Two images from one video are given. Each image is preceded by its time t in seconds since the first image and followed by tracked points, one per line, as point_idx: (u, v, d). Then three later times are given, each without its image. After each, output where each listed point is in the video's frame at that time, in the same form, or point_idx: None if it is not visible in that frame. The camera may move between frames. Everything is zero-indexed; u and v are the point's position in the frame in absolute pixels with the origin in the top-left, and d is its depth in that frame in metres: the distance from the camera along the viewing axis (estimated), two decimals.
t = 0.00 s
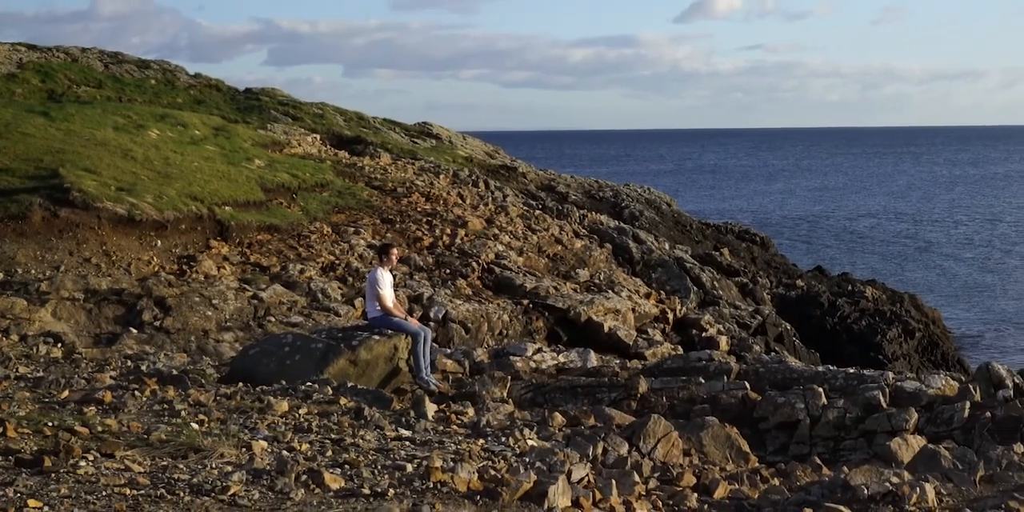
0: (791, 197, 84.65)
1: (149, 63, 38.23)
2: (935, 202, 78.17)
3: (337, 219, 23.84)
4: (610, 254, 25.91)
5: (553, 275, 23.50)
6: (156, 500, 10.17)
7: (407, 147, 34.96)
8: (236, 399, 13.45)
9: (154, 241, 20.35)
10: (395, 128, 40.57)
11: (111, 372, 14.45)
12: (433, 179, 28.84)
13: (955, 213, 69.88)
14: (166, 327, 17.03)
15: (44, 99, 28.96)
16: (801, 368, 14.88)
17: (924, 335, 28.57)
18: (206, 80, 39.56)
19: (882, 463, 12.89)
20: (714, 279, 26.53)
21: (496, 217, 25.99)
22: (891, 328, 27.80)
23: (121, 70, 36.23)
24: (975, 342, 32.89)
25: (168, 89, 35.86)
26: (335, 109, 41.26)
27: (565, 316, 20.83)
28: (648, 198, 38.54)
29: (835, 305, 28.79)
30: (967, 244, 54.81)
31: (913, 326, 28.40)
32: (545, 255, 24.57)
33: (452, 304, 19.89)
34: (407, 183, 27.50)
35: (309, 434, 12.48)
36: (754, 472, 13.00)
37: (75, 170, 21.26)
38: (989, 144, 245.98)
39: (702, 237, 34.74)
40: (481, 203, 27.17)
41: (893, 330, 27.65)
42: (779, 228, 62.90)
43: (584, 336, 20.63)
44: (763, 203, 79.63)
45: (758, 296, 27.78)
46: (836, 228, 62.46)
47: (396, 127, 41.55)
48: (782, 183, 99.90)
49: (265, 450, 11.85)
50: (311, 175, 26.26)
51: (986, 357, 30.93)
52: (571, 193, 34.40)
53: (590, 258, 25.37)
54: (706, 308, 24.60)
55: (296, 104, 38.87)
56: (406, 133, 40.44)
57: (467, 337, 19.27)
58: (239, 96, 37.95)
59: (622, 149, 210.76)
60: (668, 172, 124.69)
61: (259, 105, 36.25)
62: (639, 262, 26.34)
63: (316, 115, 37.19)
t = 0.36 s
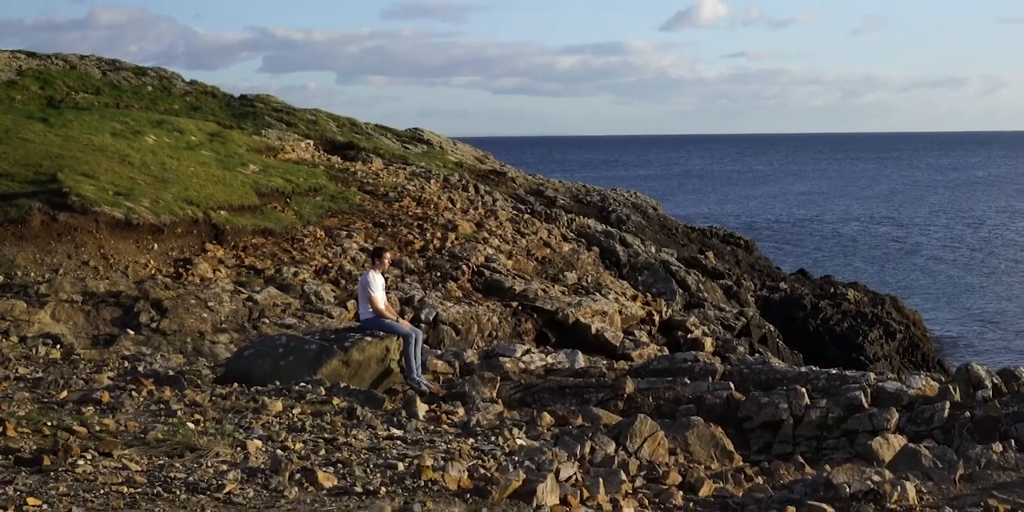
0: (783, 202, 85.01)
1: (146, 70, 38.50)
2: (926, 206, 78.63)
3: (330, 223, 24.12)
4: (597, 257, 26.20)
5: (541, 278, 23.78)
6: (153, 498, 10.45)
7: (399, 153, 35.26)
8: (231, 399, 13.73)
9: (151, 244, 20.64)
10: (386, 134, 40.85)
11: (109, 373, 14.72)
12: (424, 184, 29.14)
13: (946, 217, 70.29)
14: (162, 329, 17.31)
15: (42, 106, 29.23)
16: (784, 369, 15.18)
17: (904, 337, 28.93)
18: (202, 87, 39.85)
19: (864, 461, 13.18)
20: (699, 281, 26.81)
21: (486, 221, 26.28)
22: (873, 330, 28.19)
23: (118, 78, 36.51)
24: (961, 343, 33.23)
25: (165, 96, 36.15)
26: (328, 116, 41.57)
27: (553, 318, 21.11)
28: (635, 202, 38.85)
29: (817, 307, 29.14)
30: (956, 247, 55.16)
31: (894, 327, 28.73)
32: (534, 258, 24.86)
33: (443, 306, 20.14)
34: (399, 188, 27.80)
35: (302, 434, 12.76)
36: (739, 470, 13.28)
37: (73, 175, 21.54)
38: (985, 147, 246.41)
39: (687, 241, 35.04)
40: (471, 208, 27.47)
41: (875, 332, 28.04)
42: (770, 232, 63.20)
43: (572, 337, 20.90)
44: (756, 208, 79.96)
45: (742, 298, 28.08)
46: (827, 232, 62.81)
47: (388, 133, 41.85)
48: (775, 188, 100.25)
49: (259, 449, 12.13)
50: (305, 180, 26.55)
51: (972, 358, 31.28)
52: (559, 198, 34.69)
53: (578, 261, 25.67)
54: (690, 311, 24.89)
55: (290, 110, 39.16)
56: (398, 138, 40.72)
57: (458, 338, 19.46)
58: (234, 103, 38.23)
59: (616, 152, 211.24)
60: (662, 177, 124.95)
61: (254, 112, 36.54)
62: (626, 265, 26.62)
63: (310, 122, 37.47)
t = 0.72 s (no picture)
0: (775, 206, 85.38)
1: (143, 76, 38.79)
2: (917, 211, 79.01)
3: (323, 226, 24.41)
4: (585, 261, 26.50)
5: (530, 280, 24.06)
6: (150, 496, 10.75)
7: (391, 158, 35.55)
8: (226, 399, 14.02)
9: (148, 248, 20.93)
10: (377, 139, 41.15)
11: (106, 373, 15.01)
12: (415, 188, 29.43)
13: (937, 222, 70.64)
14: (159, 330, 17.61)
15: (41, 112, 29.53)
16: (768, 369, 15.49)
17: (886, 338, 29.28)
18: (198, 93, 40.15)
19: (846, 460, 13.48)
20: (685, 284, 27.11)
21: (476, 225, 26.57)
22: (854, 332, 28.53)
23: (116, 84, 36.80)
24: (948, 344, 33.58)
25: (161, 102, 36.44)
26: (322, 122, 41.86)
27: (541, 320, 21.39)
28: (623, 207, 39.16)
29: (800, 309, 29.47)
30: (946, 252, 55.50)
31: (876, 329, 29.09)
32: (523, 261, 25.16)
33: (433, 309, 20.41)
34: (390, 193, 28.10)
35: (296, 433, 13.06)
36: (723, 469, 13.58)
37: (72, 180, 21.84)
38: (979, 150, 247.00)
39: (673, 244, 35.34)
40: (461, 212, 27.78)
41: (856, 333, 28.39)
42: (761, 235, 63.54)
43: (560, 339, 21.19)
44: (748, 212, 80.28)
45: (727, 300, 28.40)
46: (818, 236, 63.14)
47: (380, 138, 42.16)
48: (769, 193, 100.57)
49: (254, 449, 12.43)
50: (298, 185, 26.84)
51: (958, 359, 31.63)
52: (547, 202, 34.99)
53: (566, 264, 25.96)
54: (676, 312, 25.17)
55: (284, 116, 39.45)
56: (389, 144, 41.00)
57: (448, 340, 19.76)
58: (230, 109, 38.53)
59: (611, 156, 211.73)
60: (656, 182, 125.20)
61: (249, 118, 36.85)
62: (613, 268, 26.94)
63: (303, 128, 37.77)
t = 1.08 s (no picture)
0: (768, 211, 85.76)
1: (140, 84, 39.11)
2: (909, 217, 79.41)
3: (316, 230, 24.71)
4: (572, 264, 26.82)
5: (518, 283, 24.38)
6: (146, 494, 11.05)
7: (383, 163, 35.87)
8: (221, 399, 14.33)
9: (145, 251, 21.23)
10: (369, 145, 41.47)
11: (104, 374, 15.32)
12: (406, 193, 29.76)
13: (929, 227, 71.03)
14: (156, 331, 17.91)
15: (40, 118, 29.84)
16: (751, 370, 15.83)
17: (866, 340, 29.55)
18: (193, 100, 40.47)
19: (828, 459, 13.79)
20: (669, 286, 27.43)
21: (465, 229, 26.89)
22: (836, 333, 28.74)
23: (113, 91, 37.10)
24: (934, 345, 33.94)
25: (158, 109, 36.74)
26: (316, 129, 42.20)
27: (529, 322, 21.68)
28: (609, 213, 39.54)
29: (783, 311, 29.76)
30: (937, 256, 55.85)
31: (856, 331, 29.36)
32: (511, 264, 25.48)
33: (424, 311, 20.70)
34: (382, 198, 28.41)
35: (290, 432, 13.37)
36: (708, 467, 13.89)
37: (71, 185, 22.15)
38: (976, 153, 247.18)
39: (658, 247, 35.70)
40: (452, 216, 28.09)
41: (838, 335, 28.60)
42: (752, 240, 63.89)
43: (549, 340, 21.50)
44: (741, 217, 80.61)
45: (711, 302, 28.75)
46: (810, 240, 63.47)
47: (372, 144, 42.47)
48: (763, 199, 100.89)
49: (248, 447, 12.73)
50: (292, 190, 27.16)
51: (945, 359, 32.00)
52: (535, 207, 35.32)
53: (553, 267, 26.28)
54: (661, 314, 25.47)
55: (278, 123, 39.76)
56: (381, 150, 41.32)
57: (438, 342, 20.00)
58: (225, 116, 38.85)
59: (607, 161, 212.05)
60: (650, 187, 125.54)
61: (244, 124, 37.17)
62: (599, 271, 27.30)
63: (297, 134, 38.10)
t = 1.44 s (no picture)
0: (761, 216, 86.14)
1: (136, 91, 39.43)
2: (900, 222, 79.82)
3: (309, 234, 25.03)
4: (559, 267, 27.19)
5: (507, 286, 24.74)
6: (143, 492, 11.37)
7: (375, 169, 36.20)
8: (216, 399, 14.65)
9: (142, 254, 21.55)
10: (360, 150, 41.81)
11: (102, 375, 15.64)
12: (397, 198, 30.10)
13: (920, 232, 71.43)
14: (152, 333, 18.23)
15: (39, 125, 30.16)
16: (735, 371, 16.15)
17: (848, 341, 29.87)
18: (189, 107, 40.80)
19: (810, 458, 14.10)
20: (655, 289, 27.86)
21: (455, 232, 27.21)
22: (818, 335, 29.08)
23: (110, 98, 37.42)
24: (921, 346, 34.34)
25: (155, 116, 37.08)
26: (309, 135, 42.55)
27: (518, 323, 21.99)
28: (596, 217, 39.88)
29: (766, 313, 30.10)
30: (927, 259, 56.22)
31: (837, 332, 29.70)
32: (500, 267, 25.82)
33: (414, 313, 21.02)
34: (373, 202, 28.74)
35: (283, 432, 13.69)
36: (692, 466, 14.22)
37: (69, 190, 22.48)
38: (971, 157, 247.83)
39: (643, 251, 36.10)
40: (442, 220, 28.42)
41: (819, 337, 28.94)
42: (744, 243, 64.25)
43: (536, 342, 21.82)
44: (734, 221, 80.98)
45: (695, 304, 29.15)
46: (802, 244, 63.81)
47: (364, 150, 42.80)
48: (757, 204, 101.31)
49: (243, 446, 13.04)
50: (285, 195, 27.50)
51: (931, 360, 32.40)
52: (523, 211, 35.67)
53: (541, 270, 26.61)
54: (647, 316, 25.85)
55: (272, 129, 40.10)
56: (373, 155, 41.67)
57: (429, 343, 20.46)
58: (221, 122, 39.18)
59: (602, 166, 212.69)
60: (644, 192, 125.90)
61: (239, 131, 37.51)
62: (586, 274, 27.67)
63: (290, 140, 38.43)
